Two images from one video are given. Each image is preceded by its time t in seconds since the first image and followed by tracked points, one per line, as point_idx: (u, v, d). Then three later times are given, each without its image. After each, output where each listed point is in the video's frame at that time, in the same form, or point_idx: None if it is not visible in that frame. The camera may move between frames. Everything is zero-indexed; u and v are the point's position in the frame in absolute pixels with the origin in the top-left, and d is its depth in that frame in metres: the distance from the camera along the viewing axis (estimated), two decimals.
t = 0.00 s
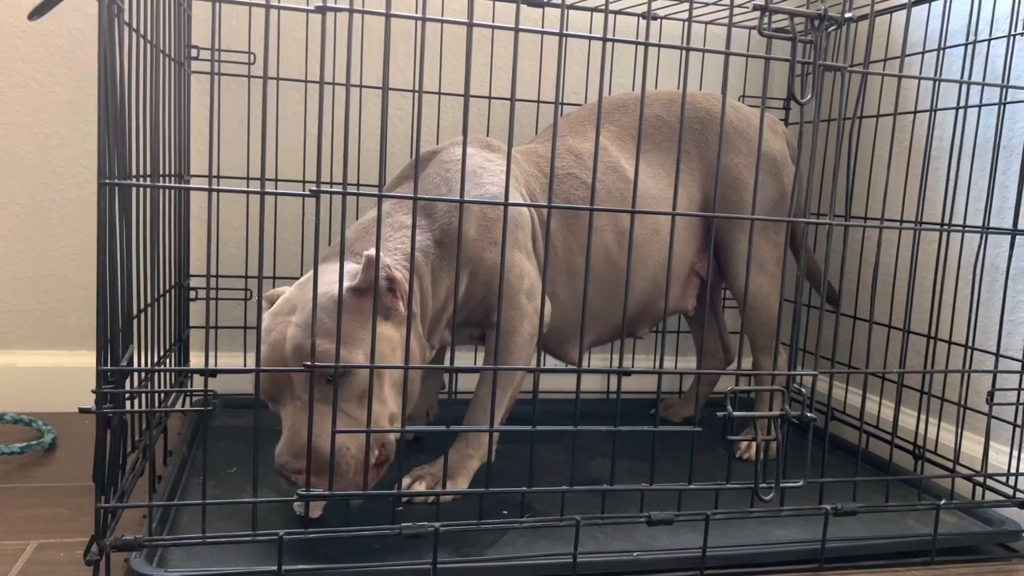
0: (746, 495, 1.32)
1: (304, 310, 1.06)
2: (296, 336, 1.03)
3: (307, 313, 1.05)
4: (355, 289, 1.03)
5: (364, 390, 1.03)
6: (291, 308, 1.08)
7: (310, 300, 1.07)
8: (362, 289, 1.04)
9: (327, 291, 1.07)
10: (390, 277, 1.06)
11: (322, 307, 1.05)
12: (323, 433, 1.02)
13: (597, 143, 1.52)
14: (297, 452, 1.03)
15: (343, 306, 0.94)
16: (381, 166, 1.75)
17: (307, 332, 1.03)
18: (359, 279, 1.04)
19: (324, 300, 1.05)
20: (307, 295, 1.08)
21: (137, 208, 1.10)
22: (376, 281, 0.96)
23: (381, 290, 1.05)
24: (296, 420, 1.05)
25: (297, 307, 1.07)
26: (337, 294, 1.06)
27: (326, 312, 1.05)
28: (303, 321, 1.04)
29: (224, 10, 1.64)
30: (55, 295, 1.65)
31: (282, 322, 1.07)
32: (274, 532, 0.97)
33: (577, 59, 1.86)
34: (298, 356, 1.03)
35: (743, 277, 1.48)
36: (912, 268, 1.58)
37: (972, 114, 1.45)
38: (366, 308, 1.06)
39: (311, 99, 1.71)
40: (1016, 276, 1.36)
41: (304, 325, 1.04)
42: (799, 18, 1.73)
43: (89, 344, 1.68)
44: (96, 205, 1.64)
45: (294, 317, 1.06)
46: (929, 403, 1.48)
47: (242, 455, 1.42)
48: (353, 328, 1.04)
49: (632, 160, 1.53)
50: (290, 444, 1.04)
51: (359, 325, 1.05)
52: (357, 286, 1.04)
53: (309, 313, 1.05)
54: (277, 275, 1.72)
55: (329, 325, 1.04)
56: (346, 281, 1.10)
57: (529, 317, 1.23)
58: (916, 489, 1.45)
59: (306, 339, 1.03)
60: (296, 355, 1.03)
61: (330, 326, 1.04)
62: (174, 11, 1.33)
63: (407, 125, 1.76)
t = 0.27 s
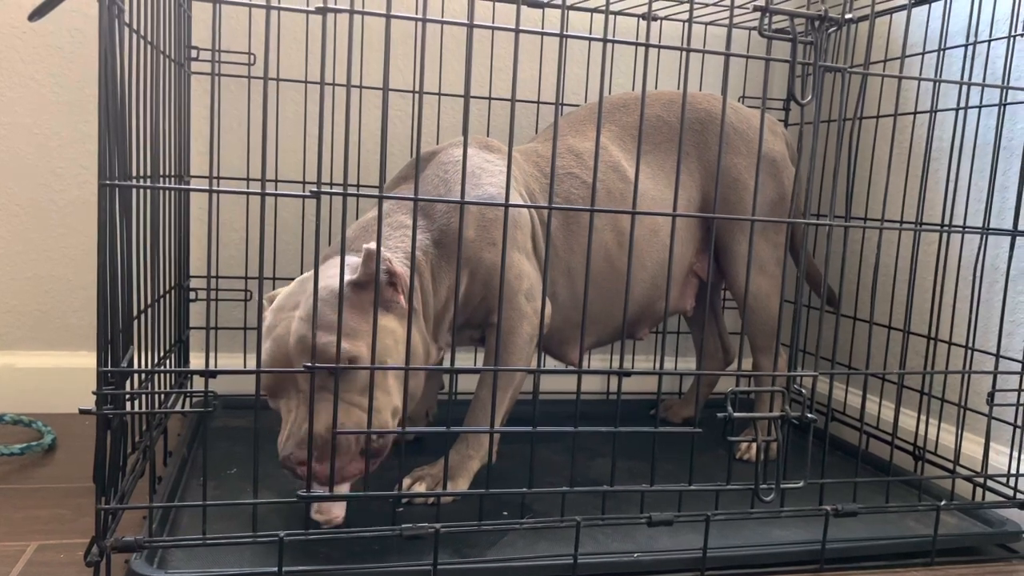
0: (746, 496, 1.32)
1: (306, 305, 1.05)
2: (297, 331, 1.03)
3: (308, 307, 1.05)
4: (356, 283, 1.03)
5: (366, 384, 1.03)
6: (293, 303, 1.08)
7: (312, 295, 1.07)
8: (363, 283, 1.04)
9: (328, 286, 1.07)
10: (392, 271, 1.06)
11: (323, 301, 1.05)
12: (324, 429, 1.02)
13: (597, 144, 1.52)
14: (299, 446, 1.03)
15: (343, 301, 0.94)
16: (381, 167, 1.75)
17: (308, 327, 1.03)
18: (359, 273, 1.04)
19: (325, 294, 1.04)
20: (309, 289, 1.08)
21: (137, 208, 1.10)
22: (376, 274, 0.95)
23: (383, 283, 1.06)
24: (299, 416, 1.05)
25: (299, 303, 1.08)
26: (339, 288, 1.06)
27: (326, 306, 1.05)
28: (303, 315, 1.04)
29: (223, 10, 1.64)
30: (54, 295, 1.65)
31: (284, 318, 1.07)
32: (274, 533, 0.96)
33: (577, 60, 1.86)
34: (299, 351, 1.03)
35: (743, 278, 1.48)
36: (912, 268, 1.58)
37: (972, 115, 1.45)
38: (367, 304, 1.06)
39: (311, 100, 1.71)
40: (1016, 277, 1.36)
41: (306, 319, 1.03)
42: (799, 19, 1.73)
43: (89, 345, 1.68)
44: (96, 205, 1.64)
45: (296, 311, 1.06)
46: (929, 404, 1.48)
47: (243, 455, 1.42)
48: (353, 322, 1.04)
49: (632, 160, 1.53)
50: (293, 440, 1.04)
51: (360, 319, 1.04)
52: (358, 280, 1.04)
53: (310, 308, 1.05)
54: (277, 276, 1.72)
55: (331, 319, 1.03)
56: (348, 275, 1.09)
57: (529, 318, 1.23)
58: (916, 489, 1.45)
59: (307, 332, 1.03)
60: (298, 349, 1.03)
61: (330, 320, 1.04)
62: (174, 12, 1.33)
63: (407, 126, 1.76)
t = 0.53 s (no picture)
0: (746, 497, 1.32)
1: (306, 302, 1.05)
2: (297, 329, 1.03)
3: (307, 305, 1.04)
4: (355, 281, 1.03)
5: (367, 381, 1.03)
6: (293, 304, 1.08)
7: (308, 294, 1.07)
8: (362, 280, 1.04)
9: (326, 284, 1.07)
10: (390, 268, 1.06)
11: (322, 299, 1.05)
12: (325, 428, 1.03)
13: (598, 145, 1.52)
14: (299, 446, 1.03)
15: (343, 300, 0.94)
16: (381, 168, 1.75)
17: (308, 324, 1.03)
18: (358, 271, 1.04)
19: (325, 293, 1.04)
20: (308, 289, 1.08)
21: (138, 209, 1.10)
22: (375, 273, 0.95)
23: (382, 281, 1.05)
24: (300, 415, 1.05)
25: (298, 303, 1.08)
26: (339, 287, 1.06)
27: (326, 304, 1.05)
28: (302, 313, 1.04)
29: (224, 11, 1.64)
30: (55, 296, 1.65)
31: (283, 318, 1.07)
32: (275, 533, 0.97)
33: (577, 61, 1.86)
34: (299, 350, 1.03)
35: (743, 278, 1.48)
36: (912, 269, 1.58)
37: (972, 116, 1.45)
38: (367, 302, 1.06)
39: (311, 101, 1.71)
40: (1017, 278, 1.36)
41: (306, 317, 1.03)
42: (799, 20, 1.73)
43: (89, 346, 1.68)
44: (97, 206, 1.64)
45: (296, 310, 1.06)
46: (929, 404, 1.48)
47: (243, 456, 1.42)
48: (353, 320, 1.04)
49: (632, 161, 1.53)
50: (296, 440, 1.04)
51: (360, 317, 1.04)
52: (357, 277, 1.04)
53: (310, 305, 1.04)
54: (277, 277, 1.72)
55: (331, 317, 1.03)
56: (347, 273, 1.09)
57: (529, 318, 1.23)
58: (916, 490, 1.45)
59: (306, 331, 1.03)
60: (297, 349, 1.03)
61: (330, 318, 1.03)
62: (175, 13, 1.33)
63: (407, 127, 1.76)
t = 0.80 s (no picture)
0: (747, 498, 1.32)
1: (291, 313, 1.06)
2: (286, 344, 1.03)
3: (292, 318, 1.05)
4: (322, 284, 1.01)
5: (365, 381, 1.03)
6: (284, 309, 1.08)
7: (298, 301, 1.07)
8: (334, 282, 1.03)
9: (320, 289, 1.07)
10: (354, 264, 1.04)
11: (300, 308, 1.05)
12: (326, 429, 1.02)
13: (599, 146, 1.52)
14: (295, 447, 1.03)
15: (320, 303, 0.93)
16: (381, 169, 1.75)
17: (304, 332, 1.03)
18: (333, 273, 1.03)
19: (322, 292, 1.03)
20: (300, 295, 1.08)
21: (138, 210, 1.10)
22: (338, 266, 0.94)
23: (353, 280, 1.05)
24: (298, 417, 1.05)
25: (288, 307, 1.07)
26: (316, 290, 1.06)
27: (305, 312, 1.05)
28: (289, 327, 1.04)
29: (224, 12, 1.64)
30: (55, 296, 1.65)
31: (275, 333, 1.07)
32: (275, 535, 0.97)
33: (577, 62, 1.86)
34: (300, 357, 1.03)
35: (744, 279, 1.48)
36: (912, 271, 1.58)
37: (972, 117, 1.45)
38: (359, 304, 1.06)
39: (311, 102, 1.71)
40: (1017, 279, 1.36)
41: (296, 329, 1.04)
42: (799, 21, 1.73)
43: (89, 346, 1.68)
44: (97, 206, 1.64)
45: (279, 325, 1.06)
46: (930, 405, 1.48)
47: (243, 457, 1.42)
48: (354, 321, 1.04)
49: (633, 163, 1.53)
50: (293, 445, 1.04)
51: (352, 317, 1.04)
52: (322, 281, 1.02)
53: (294, 318, 1.05)
54: (277, 277, 1.73)
55: (330, 318, 1.04)
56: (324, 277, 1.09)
57: (530, 320, 1.23)
58: (916, 491, 1.45)
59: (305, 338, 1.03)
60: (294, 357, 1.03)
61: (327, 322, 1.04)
62: (175, 14, 1.33)
63: (408, 128, 1.76)
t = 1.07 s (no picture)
0: (746, 496, 1.32)
1: (290, 311, 1.06)
2: (283, 342, 1.03)
3: (290, 316, 1.05)
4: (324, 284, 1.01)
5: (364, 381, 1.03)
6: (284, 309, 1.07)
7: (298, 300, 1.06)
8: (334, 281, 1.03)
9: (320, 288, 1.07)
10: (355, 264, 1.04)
11: (299, 306, 1.05)
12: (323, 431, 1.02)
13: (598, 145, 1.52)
14: (291, 450, 1.03)
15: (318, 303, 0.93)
16: (381, 167, 1.75)
17: (303, 331, 1.03)
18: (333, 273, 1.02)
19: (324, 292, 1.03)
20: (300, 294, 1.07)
21: (137, 209, 1.10)
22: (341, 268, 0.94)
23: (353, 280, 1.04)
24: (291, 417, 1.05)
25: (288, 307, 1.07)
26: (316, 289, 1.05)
27: (305, 310, 1.05)
28: (287, 324, 1.04)
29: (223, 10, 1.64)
30: (55, 295, 1.65)
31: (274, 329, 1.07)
32: (275, 532, 0.96)
33: (577, 61, 1.86)
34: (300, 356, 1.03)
35: (744, 278, 1.48)
36: (912, 269, 1.58)
37: (972, 116, 1.45)
38: (359, 304, 1.06)
39: (311, 100, 1.71)
40: (1016, 278, 1.36)
41: (294, 327, 1.04)
42: (799, 20, 1.73)
43: (89, 345, 1.68)
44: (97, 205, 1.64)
45: (277, 321, 1.06)
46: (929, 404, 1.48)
47: (243, 455, 1.42)
48: (353, 320, 1.04)
49: (633, 161, 1.53)
50: (290, 447, 1.04)
51: (353, 319, 1.04)
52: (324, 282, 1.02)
53: (293, 316, 1.05)
54: (277, 276, 1.73)
55: (330, 318, 1.04)
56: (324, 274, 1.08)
57: (529, 318, 1.23)
58: (915, 490, 1.45)
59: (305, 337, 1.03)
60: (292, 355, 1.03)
61: (328, 323, 1.04)
62: (175, 12, 1.33)
63: (407, 127, 1.76)
